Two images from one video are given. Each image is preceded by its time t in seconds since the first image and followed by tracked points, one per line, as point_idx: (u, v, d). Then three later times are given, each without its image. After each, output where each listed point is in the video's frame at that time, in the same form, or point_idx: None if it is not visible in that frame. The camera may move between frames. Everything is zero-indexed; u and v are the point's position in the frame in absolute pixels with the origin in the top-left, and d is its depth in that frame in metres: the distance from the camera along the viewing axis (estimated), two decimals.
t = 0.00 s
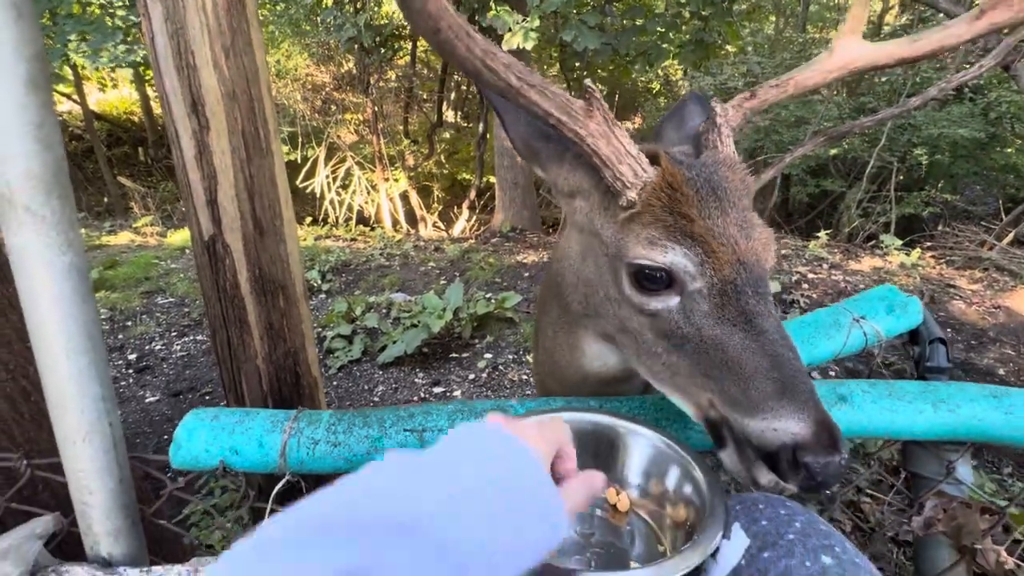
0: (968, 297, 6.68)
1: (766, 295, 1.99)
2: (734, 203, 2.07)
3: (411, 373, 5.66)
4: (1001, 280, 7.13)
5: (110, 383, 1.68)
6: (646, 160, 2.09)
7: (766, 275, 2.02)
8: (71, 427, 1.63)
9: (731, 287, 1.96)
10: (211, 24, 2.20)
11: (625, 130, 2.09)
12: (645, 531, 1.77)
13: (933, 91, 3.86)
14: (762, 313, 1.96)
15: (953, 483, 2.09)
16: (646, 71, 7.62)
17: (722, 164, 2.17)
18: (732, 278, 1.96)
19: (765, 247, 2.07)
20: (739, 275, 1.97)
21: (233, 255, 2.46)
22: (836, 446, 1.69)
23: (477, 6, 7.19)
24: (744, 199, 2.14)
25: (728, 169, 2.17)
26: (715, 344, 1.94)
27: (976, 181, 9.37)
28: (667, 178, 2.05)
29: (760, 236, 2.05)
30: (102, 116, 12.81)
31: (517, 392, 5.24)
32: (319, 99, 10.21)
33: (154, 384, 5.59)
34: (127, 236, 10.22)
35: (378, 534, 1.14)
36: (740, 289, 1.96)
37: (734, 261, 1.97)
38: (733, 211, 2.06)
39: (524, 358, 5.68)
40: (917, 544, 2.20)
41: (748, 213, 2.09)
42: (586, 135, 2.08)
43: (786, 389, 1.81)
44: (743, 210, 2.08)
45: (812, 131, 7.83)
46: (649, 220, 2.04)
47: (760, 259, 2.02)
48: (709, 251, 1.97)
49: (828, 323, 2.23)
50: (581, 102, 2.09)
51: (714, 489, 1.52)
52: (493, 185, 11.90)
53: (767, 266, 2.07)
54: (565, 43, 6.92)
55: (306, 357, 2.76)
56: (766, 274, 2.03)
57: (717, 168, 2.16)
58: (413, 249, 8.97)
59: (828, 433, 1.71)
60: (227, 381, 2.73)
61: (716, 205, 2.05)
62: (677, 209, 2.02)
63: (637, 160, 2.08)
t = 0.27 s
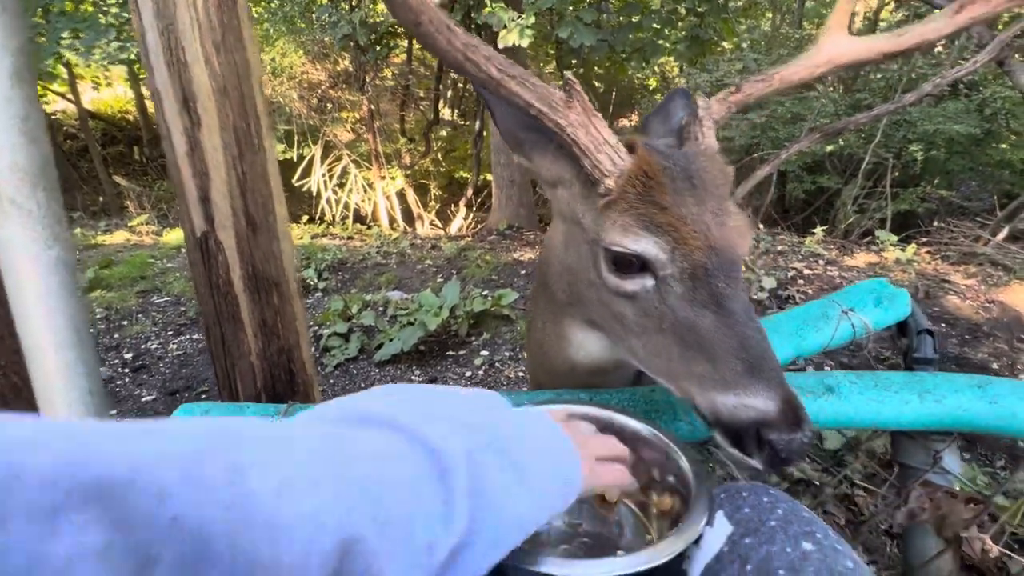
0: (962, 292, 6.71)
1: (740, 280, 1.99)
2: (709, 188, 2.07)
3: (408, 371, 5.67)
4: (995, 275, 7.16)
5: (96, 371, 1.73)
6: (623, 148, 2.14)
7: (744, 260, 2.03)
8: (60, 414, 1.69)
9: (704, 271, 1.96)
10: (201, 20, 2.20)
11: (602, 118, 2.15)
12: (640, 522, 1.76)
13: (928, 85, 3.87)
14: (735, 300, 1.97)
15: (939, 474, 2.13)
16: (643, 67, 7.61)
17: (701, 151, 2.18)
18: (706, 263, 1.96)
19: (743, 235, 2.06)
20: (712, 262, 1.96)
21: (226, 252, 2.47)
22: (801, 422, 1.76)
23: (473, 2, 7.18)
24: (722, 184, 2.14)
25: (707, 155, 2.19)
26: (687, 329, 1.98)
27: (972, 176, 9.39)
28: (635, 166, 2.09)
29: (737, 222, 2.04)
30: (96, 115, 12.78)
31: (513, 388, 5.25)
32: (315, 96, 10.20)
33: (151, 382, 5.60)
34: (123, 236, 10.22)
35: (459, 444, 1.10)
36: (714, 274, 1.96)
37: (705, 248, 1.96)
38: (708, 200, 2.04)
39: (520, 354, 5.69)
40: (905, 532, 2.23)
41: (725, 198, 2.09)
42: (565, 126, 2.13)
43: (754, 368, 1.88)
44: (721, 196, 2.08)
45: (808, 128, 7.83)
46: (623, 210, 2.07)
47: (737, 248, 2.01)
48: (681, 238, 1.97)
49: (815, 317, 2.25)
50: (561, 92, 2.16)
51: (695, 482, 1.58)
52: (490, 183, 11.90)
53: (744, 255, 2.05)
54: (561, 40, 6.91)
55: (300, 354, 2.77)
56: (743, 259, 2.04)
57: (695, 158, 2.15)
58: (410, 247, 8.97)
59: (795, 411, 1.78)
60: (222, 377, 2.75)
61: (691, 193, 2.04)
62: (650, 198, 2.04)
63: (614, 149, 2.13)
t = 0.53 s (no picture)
0: (958, 280, 6.67)
1: (653, 242, 2.20)
2: (633, 161, 2.30)
3: (400, 363, 5.63)
4: (990, 263, 7.12)
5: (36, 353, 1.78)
6: (553, 119, 2.45)
7: (661, 225, 2.24)
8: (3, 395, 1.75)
9: (615, 230, 2.18)
10: (169, 5, 2.15)
11: (535, 94, 2.48)
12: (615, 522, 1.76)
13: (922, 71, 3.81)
14: (642, 257, 2.16)
15: (926, 472, 2.10)
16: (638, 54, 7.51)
17: (636, 135, 2.39)
18: (616, 221, 2.19)
19: (664, 200, 2.27)
20: (622, 219, 2.19)
21: (202, 247, 2.43)
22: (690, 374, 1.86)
23: None
24: (651, 160, 2.34)
25: (642, 137, 2.40)
26: (598, 286, 2.20)
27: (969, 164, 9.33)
28: (559, 139, 2.39)
29: (658, 192, 2.26)
30: (87, 107, 12.66)
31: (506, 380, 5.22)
32: (308, 86, 10.24)
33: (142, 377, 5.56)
34: (115, 229, 10.15)
35: (422, 422, 1.15)
36: (624, 233, 2.18)
37: (615, 207, 2.19)
38: (628, 167, 2.28)
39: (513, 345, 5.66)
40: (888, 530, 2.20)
41: (649, 171, 2.30)
42: (500, 99, 2.47)
43: (648, 323, 2.06)
44: (645, 169, 2.30)
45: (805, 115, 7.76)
46: (547, 176, 2.35)
47: (649, 209, 2.22)
48: (590, 197, 2.23)
49: (801, 308, 2.18)
50: (499, 71, 2.50)
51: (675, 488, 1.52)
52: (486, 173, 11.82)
53: (664, 218, 2.25)
54: (554, 27, 6.81)
55: (282, 349, 2.74)
56: (661, 224, 2.24)
57: (624, 134, 2.39)
58: (403, 238, 8.91)
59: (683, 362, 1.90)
60: (203, 374, 2.71)
61: (610, 160, 2.29)
62: (571, 164, 2.31)
63: (544, 119, 2.44)
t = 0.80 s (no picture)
0: (964, 269, 6.59)
1: (567, 274, 2.22)
2: (565, 182, 2.34)
3: (400, 355, 5.58)
4: (997, 252, 7.03)
5: None
6: (494, 122, 2.58)
7: (582, 258, 2.25)
8: None
9: (529, 255, 2.23)
10: None
11: (481, 96, 2.62)
12: (632, 506, 1.86)
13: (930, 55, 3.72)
14: (551, 289, 2.19)
15: (934, 473, 2.07)
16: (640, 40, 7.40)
17: (579, 157, 2.41)
18: (531, 245, 2.24)
19: (589, 228, 2.28)
20: (538, 245, 2.23)
21: (190, 240, 2.37)
22: (558, 428, 1.95)
23: None
24: (587, 185, 2.36)
25: (585, 162, 2.40)
26: (511, 310, 2.27)
27: (976, 151, 9.26)
28: (503, 152, 2.47)
29: (585, 220, 2.28)
30: (85, 97, 12.60)
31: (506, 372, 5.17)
32: (305, 74, 10.18)
33: (141, 370, 5.52)
34: (114, 220, 10.10)
35: (378, 433, 1.15)
36: (538, 258, 2.23)
37: (534, 233, 2.25)
38: (564, 187, 2.32)
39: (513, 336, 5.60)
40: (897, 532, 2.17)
41: (583, 196, 2.33)
42: (450, 95, 2.66)
43: (538, 359, 2.11)
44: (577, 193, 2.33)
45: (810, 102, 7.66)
46: (484, 191, 2.44)
47: (569, 236, 2.25)
48: (512, 215, 2.30)
49: (806, 303, 2.16)
50: (448, 68, 2.68)
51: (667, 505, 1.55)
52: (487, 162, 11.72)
53: (588, 246, 2.26)
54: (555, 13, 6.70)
55: (276, 344, 2.68)
56: (584, 257, 2.26)
57: (566, 154, 2.42)
58: (404, 228, 8.84)
59: (560, 412, 1.97)
60: (195, 370, 2.66)
61: (542, 181, 2.35)
62: (504, 180, 2.39)
63: (486, 123, 2.59)
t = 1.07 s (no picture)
0: (963, 265, 6.60)
1: (541, 295, 2.19)
2: (543, 199, 2.30)
3: (400, 351, 5.59)
4: (995, 247, 7.04)
5: None
6: (474, 131, 2.56)
7: (557, 278, 2.21)
8: None
9: (504, 273, 2.20)
10: None
11: (462, 100, 2.58)
12: (634, 490, 1.87)
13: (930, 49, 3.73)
14: (524, 310, 2.17)
15: (936, 465, 2.09)
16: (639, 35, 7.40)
17: (559, 169, 2.38)
18: (506, 263, 2.20)
19: (565, 245, 2.25)
20: (512, 263, 2.20)
21: (192, 237, 2.37)
22: (524, 454, 1.98)
23: None
24: (565, 201, 2.32)
25: (564, 176, 2.37)
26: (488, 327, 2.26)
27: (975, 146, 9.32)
28: (482, 162, 2.44)
29: (563, 238, 2.25)
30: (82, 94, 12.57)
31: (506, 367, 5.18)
32: (304, 70, 10.19)
33: (142, 366, 5.52)
34: (112, 217, 10.08)
35: (364, 419, 1.09)
36: (511, 277, 2.20)
37: (507, 251, 2.21)
38: (540, 205, 2.29)
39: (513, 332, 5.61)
40: (897, 523, 2.22)
41: (560, 213, 2.29)
42: (431, 99, 2.63)
43: (506, 380, 2.10)
44: (555, 209, 2.29)
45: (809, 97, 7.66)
46: (462, 204, 2.42)
47: (543, 254, 2.22)
48: (487, 230, 2.27)
49: (808, 297, 2.16)
50: (429, 69, 2.63)
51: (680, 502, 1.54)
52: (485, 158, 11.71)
53: (563, 264, 2.23)
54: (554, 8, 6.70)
55: (277, 340, 2.69)
56: (560, 276, 2.22)
57: (543, 168, 2.38)
58: (403, 224, 8.84)
59: (527, 438, 2.00)
60: (197, 365, 2.66)
61: (519, 195, 2.32)
62: (481, 194, 2.36)
63: (466, 131, 2.57)
